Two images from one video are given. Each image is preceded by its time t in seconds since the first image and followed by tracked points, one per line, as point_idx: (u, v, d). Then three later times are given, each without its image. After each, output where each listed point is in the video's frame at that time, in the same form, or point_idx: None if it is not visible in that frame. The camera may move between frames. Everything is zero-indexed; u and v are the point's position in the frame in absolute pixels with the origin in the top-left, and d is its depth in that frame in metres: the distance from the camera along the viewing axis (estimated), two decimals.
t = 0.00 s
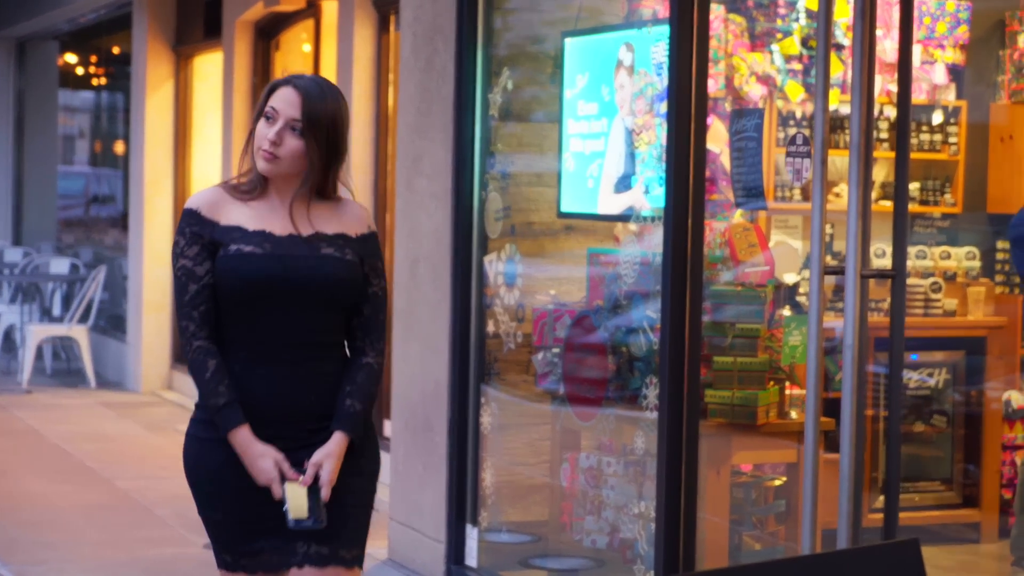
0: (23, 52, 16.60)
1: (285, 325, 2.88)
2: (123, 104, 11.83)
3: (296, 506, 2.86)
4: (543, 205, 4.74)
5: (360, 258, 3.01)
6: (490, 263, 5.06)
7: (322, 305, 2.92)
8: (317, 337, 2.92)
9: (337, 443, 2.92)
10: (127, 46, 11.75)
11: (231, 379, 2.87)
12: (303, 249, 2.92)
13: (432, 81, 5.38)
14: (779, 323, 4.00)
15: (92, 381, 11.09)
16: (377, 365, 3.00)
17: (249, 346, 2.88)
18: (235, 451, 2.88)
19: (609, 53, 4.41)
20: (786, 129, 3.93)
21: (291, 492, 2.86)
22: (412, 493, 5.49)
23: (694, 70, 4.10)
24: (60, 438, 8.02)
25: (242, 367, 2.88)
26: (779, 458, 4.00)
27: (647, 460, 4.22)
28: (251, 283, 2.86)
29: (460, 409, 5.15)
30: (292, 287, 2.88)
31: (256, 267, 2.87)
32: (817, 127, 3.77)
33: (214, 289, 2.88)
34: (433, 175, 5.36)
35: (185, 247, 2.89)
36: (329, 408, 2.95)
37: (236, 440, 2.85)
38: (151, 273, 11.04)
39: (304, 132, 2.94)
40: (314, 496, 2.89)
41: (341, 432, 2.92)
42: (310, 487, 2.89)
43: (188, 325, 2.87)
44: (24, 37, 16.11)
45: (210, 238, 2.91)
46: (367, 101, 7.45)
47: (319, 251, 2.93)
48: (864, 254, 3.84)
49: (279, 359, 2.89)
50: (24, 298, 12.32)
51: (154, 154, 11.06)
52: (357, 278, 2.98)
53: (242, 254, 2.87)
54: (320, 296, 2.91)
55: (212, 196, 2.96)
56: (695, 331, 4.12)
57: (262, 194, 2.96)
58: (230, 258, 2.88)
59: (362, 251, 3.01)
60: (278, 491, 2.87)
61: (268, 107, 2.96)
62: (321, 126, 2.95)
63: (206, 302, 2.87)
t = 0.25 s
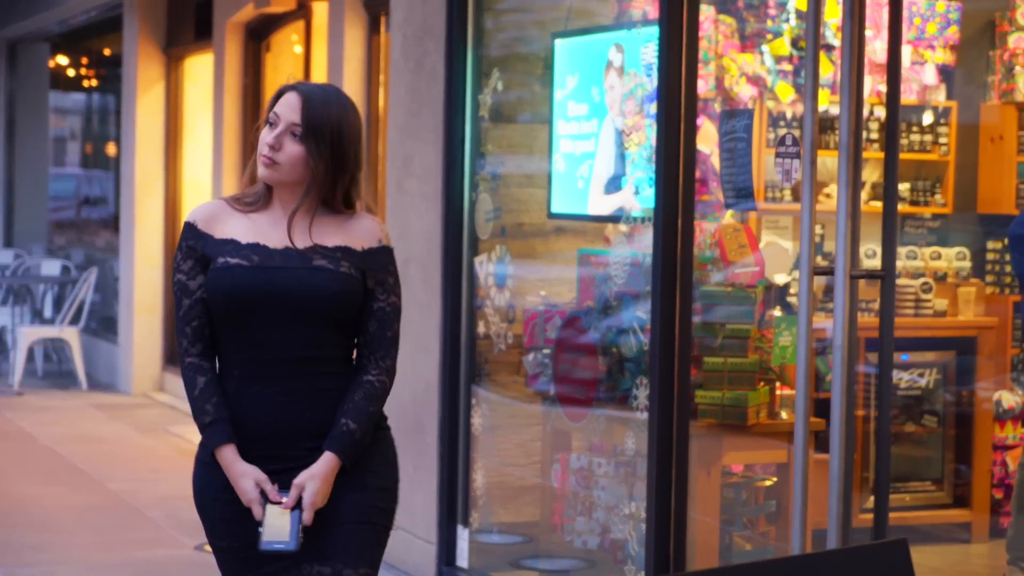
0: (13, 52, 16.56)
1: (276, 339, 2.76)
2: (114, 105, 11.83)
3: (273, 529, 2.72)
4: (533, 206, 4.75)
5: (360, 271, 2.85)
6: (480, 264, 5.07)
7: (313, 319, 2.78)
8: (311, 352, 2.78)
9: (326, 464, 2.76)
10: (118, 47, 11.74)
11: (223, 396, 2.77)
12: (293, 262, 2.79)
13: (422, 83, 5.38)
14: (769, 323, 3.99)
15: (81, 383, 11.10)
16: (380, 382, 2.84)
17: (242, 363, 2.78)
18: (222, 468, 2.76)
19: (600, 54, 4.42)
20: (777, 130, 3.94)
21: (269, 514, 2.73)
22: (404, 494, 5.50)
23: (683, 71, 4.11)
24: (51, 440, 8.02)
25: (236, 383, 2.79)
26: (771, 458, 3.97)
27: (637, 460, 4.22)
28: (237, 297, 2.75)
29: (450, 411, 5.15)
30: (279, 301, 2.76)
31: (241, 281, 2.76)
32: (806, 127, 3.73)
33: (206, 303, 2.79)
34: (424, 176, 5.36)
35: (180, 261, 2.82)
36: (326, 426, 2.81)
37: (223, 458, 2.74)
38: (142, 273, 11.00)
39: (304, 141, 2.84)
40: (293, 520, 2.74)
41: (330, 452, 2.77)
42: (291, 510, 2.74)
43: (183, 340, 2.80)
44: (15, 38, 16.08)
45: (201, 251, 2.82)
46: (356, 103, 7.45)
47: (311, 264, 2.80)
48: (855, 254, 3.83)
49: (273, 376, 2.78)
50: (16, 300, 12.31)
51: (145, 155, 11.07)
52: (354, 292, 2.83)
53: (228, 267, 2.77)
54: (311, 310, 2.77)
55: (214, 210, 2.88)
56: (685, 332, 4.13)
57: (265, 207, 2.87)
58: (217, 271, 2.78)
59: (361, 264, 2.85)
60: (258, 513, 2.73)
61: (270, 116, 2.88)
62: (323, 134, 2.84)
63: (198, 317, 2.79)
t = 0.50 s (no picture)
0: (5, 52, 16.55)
1: (256, 330, 2.59)
2: (107, 106, 11.82)
3: (241, 527, 2.53)
4: (524, 206, 4.76)
5: (346, 258, 2.64)
6: (471, 264, 5.08)
7: (291, 309, 2.59)
8: (293, 343, 2.60)
9: (302, 460, 2.58)
10: (111, 48, 11.74)
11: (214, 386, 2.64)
12: (269, 248, 2.60)
13: (413, 82, 5.38)
14: (760, 322, 4.02)
15: (75, 384, 11.11)
16: (366, 376, 2.62)
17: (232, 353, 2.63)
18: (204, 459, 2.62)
19: (591, 54, 4.42)
20: (767, 129, 3.96)
21: (240, 511, 2.55)
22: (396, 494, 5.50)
23: (674, 70, 4.09)
24: (43, 440, 8.01)
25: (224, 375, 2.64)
26: (762, 457, 4.01)
27: (628, 459, 4.22)
28: (215, 285, 2.60)
29: (442, 410, 5.15)
30: (255, 289, 2.58)
31: (218, 268, 2.60)
32: (796, 124, 3.78)
33: (195, 292, 2.66)
34: (415, 176, 5.36)
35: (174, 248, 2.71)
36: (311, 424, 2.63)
37: (204, 446, 2.60)
38: (133, 273, 10.99)
39: (306, 121, 2.65)
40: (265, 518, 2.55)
41: (306, 449, 2.58)
42: (262, 506, 2.55)
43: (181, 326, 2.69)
44: (8, 39, 16.04)
45: (193, 239, 2.69)
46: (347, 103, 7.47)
47: (286, 250, 2.60)
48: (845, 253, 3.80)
49: (259, 367, 2.61)
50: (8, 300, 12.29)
51: (138, 155, 11.09)
52: (337, 279, 2.62)
53: (206, 256, 2.63)
54: (286, 299, 2.58)
55: (214, 193, 2.73)
56: (677, 332, 4.11)
57: (263, 188, 2.71)
58: (200, 259, 2.64)
59: (346, 250, 2.64)
60: (229, 507, 2.57)
61: (272, 92, 2.69)
62: (326, 113, 2.65)
63: (192, 306, 2.66)
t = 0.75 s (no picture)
0: None
1: (245, 338, 2.52)
2: (99, 104, 11.80)
3: (229, 538, 2.47)
4: (516, 203, 4.76)
5: (337, 262, 2.55)
6: (463, 261, 5.08)
7: (279, 316, 2.50)
8: (283, 351, 2.51)
9: (296, 472, 2.50)
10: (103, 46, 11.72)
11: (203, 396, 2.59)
12: (255, 254, 2.52)
13: (404, 80, 5.37)
14: (751, 319, 3.99)
15: (69, 382, 11.11)
16: (362, 384, 2.53)
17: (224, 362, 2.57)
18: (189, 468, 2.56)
19: (581, 51, 4.43)
20: (758, 125, 3.91)
21: (229, 521, 2.49)
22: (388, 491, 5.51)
23: (664, 65, 4.12)
24: (37, 439, 8.02)
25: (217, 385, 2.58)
26: (754, 454, 3.98)
27: (620, 456, 4.22)
28: (204, 293, 2.53)
29: (434, 408, 5.15)
30: (242, 296, 2.50)
31: (206, 275, 2.53)
32: (787, 122, 3.74)
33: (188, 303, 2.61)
34: (406, 173, 5.36)
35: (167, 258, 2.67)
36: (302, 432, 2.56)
37: (188, 454, 2.55)
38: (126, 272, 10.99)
39: (322, 121, 2.60)
40: (256, 530, 2.48)
41: (301, 462, 2.50)
42: (252, 518, 2.48)
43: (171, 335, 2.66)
44: None
45: (185, 248, 2.64)
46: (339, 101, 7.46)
47: (273, 256, 2.51)
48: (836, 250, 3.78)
49: (250, 376, 2.54)
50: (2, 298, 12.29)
51: (131, 153, 11.07)
52: (327, 285, 2.52)
53: (194, 264, 2.56)
54: (273, 306, 2.49)
55: (209, 200, 2.67)
56: (668, 329, 4.13)
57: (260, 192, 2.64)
58: (189, 266, 2.58)
59: (336, 253, 2.55)
60: (218, 518, 2.50)
61: (281, 90, 2.62)
62: (346, 111, 2.62)
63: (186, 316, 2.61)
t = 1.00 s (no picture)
0: None
1: (253, 364, 2.27)
2: (102, 102, 11.81)
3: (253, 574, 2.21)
4: (518, 200, 4.75)
5: (353, 275, 2.31)
6: (465, 258, 5.08)
7: (294, 337, 2.26)
8: (293, 375, 2.27)
9: (320, 501, 2.23)
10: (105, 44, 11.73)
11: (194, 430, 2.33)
12: (267, 271, 2.29)
13: (406, 78, 5.37)
14: (754, 316, 4.00)
15: (72, 380, 11.13)
16: (382, 406, 2.29)
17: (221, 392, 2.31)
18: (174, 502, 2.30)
19: (582, 49, 4.42)
20: (761, 122, 3.92)
21: (251, 552, 2.23)
22: (390, 489, 5.51)
23: (665, 61, 4.08)
24: (39, 437, 8.03)
25: (212, 418, 2.32)
26: (757, 450, 3.99)
27: (623, 453, 4.22)
28: (206, 315, 2.29)
29: (437, 406, 5.15)
30: (250, 316, 2.27)
31: (209, 295, 2.29)
32: (789, 119, 3.74)
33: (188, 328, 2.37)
34: (409, 171, 5.35)
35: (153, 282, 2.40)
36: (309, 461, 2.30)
37: (175, 487, 2.28)
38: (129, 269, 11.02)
39: (333, 133, 2.39)
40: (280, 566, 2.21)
41: (324, 490, 2.24)
42: (277, 552, 2.22)
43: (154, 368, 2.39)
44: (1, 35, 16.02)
45: (178, 269, 2.38)
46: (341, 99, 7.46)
47: (288, 271, 2.28)
48: (838, 247, 3.75)
49: (253, 405, 2.28)
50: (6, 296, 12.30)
51: (134, 151, 11.07)
52: (343, 301, 2.29)
53: (197, 284, 2.32)
54: (288, 326, 2.26)
55: (200, 226, 2.41)
56: (671, 327, 4.11)
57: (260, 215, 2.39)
58: (188, 288, 2.33)
59: (353, 267, 2.32)
60: (238, 553, 2.24)
61: (279, 105, 2.37)
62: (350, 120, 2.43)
63: (182, 342, 2.37)
